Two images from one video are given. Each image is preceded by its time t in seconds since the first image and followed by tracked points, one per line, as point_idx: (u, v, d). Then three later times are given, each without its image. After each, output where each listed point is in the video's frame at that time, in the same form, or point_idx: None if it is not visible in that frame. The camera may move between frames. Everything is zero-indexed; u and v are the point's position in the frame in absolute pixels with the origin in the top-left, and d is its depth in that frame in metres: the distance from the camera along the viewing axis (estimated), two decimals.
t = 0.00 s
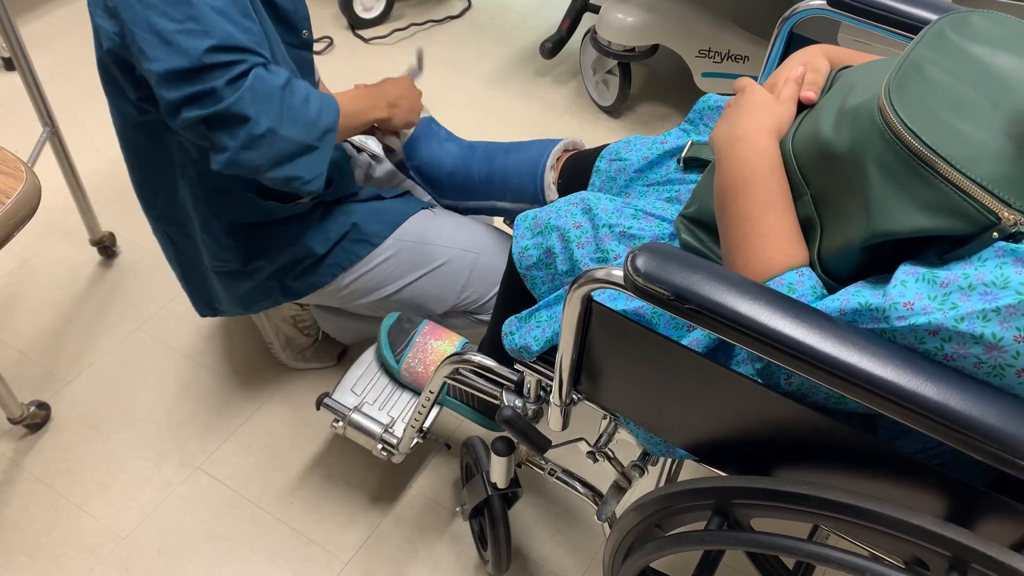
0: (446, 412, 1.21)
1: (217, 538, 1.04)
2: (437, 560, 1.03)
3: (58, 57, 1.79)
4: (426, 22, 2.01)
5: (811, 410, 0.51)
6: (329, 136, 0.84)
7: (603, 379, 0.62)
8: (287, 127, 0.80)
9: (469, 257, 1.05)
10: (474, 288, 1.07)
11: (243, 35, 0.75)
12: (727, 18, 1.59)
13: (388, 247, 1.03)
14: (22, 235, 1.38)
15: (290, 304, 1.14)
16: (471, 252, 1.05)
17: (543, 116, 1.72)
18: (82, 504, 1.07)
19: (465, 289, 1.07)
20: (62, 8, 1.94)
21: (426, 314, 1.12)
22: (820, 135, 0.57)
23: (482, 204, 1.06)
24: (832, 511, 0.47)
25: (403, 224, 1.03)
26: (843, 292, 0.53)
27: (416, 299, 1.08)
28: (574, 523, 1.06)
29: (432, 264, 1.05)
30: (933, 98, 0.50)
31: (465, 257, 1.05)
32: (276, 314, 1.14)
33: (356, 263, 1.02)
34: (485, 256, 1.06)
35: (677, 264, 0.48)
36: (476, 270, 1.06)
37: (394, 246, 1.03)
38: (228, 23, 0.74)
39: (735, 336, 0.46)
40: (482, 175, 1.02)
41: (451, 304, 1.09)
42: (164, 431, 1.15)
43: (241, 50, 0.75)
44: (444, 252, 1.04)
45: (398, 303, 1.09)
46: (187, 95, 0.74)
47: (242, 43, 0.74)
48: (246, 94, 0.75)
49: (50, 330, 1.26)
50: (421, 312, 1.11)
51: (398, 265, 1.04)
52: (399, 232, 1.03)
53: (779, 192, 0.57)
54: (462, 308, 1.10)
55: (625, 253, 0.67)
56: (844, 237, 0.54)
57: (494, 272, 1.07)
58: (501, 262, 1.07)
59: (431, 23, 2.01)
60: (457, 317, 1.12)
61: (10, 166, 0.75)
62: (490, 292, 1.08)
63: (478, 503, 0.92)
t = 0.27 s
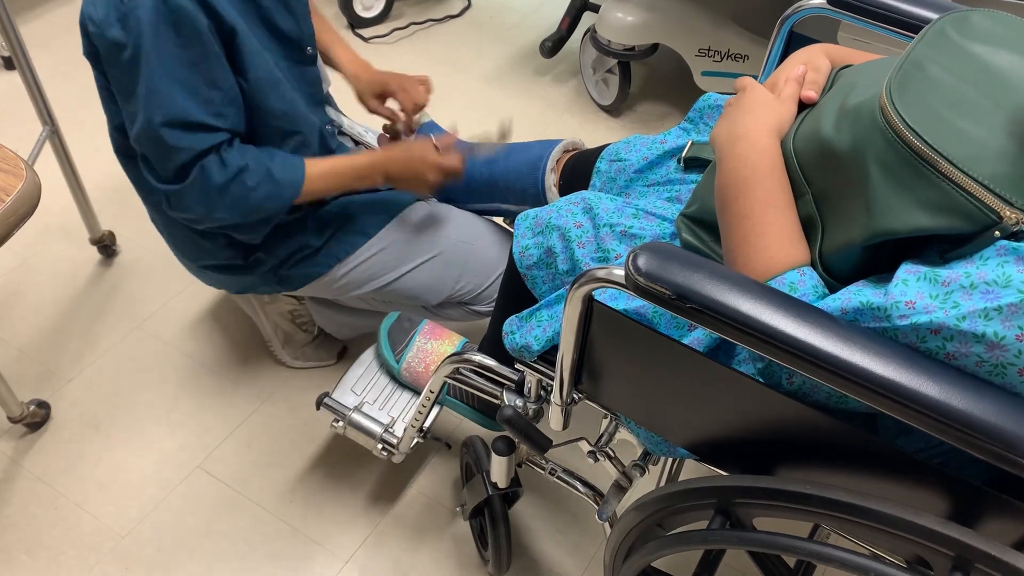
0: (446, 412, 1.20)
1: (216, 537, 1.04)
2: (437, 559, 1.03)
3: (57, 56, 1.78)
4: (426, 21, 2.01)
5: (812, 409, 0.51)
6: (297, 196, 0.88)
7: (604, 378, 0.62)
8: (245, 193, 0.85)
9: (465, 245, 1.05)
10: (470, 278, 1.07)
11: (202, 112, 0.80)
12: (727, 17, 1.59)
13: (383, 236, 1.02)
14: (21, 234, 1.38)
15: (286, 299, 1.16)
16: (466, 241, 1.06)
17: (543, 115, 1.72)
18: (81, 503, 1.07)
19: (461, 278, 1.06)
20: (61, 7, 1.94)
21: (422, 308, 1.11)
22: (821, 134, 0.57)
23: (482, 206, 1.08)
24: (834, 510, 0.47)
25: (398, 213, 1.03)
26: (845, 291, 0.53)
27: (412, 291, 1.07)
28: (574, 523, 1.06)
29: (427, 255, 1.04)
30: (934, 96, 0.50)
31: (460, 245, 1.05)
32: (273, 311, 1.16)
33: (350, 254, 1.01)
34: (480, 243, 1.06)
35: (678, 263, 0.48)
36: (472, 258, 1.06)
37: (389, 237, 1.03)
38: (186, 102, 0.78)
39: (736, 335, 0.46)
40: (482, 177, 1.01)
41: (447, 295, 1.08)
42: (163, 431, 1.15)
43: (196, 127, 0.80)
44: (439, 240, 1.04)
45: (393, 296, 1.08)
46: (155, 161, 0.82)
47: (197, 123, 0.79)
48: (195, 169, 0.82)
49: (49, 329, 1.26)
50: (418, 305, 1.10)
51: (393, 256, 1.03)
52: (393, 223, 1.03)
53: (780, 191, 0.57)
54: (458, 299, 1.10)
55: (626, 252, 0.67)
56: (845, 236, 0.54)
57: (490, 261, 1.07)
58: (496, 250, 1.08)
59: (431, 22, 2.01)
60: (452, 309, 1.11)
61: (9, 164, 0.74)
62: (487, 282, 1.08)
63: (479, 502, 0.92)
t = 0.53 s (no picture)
0: (447, 410, 1.21)
1: (216, 535, 1.04)
2: (437, 557, 1.03)
3: (57, 55, 1.78)
4: (427, 20, 2.01)
5: (812, 407, 0.51)
6: (331, 203, 0.95)
7: (604, 375, 0.62)
8: (279, 212, 0.92)
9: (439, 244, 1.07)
10: (444, 278, 1.08)
11: (215, 151, 0.86)
12: (727, 16, 1.59)
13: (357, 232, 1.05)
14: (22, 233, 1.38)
15: (278, 292, 1.20)
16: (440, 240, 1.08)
17: (543, 114, 1.72)
18: (81, 502, 1.07)
19: (434, 278, 1.08)
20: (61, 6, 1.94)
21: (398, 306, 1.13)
22: (821, 132, 0.57)
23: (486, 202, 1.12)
24: (833, 507, 0.47)
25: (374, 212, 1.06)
26: (844, 288, 0.53)
27: (384, 290, 1.09)
28: (575, 521, 1.06)
29: (397, 252, 1.06)
30: (933, 93, 0.50)
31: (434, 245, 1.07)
32: (268, 306, 1.20)
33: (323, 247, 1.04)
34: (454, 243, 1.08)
35: (678, 260, 0.48)
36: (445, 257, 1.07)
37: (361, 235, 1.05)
38: (198, 146, 0.84)
39: (735, 332, 0.46)
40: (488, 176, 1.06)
41: (420, 294, 1.09)
42: (163, 429, 1.15)
43: (216, 165, 0.87)
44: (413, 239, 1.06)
45: (367, 293, 1.09)
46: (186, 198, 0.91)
47: (215, 162, 0.86)
48: (227, 202, 0.89)
49: (49, 328, 1.26)
50: (391, 304, 1.12)
51: (364, 254, 1.06)
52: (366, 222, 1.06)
53: (780, 188, 0.57)
54: (432, 299, 1.11)
55: (626, 250, 0.67)
56: (844, 233, 0.54)
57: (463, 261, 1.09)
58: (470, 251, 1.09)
59: (431, 21, 2.01)
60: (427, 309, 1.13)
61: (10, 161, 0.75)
62: (461, 283, 1.09)
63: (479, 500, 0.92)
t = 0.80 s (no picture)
0: (446, 410, 1.21)
1: (217, 535, 1.05)
2: (436, 557, 1.03)
3: (57, 55, 1.78)
4: (426, 20, 2.01)
5: (811, 407, 0.51)
6: (346, 212, 0.98)
7: (603, 376, 0.62)
8: (297, 225, 0.95)
9: (421, 247, 1.07)
10: (425, 281, 1.07)
11: (229, 176, 0.88)
12: (726, 15, 1.59)
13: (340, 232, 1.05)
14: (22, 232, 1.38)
15: (273, 292, 1.21)
16: (423, 243, 1.07)
17: (543, 114, 1.72)
18: (82, 501, 1.07)
19: (415, 280, 1.07)
20: (60, 5, 1.94)
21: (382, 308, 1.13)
22: (820, 132, 0.57)
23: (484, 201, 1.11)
24: (832, 507, 0.47)
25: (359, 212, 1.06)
26: (843, 289, 0.53)
27: (366, 291, 1.09)
28: (575, 521, 1.06)
29: (379, 255, 1.06)
30: (932, 93, 0.50)
31: (416, 247, 1.07)
32: (265, 307, 1.21)
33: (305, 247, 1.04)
34: (436, 247, 1.07)
35: (677, 260, 0.48)
36: (426, 260, 1.06)
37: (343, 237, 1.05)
38: (212, 173, 0.87)
39: (734, 332, 0.46)
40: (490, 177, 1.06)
41: (402, 296, 1.09)
42: (163, 429, 1.15)
43: (233, 188, 0.90)
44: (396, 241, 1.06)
45: (350, 293, 1.09)
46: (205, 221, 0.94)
47: (232, 186, 0.89)
48: (247, 220, 0.93)
49: (49, 328, 1.26)
50: (375, 305, 1.12)
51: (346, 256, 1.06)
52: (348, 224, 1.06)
53: (779, 189, 0.57)
54: (414, 302, 1.10)
55: (625, 250, 0.67)
56: (843, 233, 0.54)
57: (445, 265, 1.07)
58: (452, 255, 1.08)
59: (431, 21, 2.01)
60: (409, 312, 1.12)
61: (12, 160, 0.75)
62: (442, 287, 1.08)
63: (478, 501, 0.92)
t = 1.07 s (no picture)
0: (445, 410, 1.21)
1: (215, 535, 1.05)
2: (435, 557, 1.03)
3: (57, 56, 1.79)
4: (426, 21, 2.01)
5: (809, 406, 0.51)
6: (345, 222, 0.98)
7: (602, 375, 0.62)
8: (298, 237, 0.96)
9: (430, 251, 1.08)
10: (434, 284, 1.08)
11: (227, 197, 0.89)
12: (725, 16, 1.59)
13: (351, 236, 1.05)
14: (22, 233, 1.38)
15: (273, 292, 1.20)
16: (433, 247, 1.08)
17: (542, 115, 1.72)
18: (81, 501, 1.07)
19: (424, 283, 1.08)
20: (59, 5, 1.94)
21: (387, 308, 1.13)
22: (819, 131, 0.57)
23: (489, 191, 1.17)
24: (830, 505, 0.47)
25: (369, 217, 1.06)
26: (841, 287, 0.53)
27: (374, 291, 1.09)
28: (573, 520, 1.06)
29: (389, 258, 1.06)
30: (931, 92, 0.50)
31: (426, 251, 1.08)
32: (265, 306, 1.20)
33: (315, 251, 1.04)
34: (445, 251, 1.09)
35: (676, 259, 0.48)
36: (436, 263, 1.08)
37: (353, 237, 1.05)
38: (212, 196, 0.88)
39: (732, 330, 0.46)
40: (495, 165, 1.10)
41: (410, 299, 1.10)
42: (162, 430, 1.15)
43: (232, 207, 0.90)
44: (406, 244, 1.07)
45: (358, 295, 1.09)
46: (210, 238, 0.95)
47: (230, 206, 0.90)
48: (248, 237, 0.94)
49: (48, 328, 1.26)
50: (381, 305, 1.12)
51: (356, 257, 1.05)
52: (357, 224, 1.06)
53: (778, 188, 0.58)
54: (421, 305, 1.11)
55: (625, 248, 0.67)
56: (842, 232, 0.54)
57: (454, 269, 1.09)
58: (461, 259, 1.09)
59: (431, 22, 2.01)
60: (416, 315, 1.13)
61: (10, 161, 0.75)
62: (451, 290, 1.09)
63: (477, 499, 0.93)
